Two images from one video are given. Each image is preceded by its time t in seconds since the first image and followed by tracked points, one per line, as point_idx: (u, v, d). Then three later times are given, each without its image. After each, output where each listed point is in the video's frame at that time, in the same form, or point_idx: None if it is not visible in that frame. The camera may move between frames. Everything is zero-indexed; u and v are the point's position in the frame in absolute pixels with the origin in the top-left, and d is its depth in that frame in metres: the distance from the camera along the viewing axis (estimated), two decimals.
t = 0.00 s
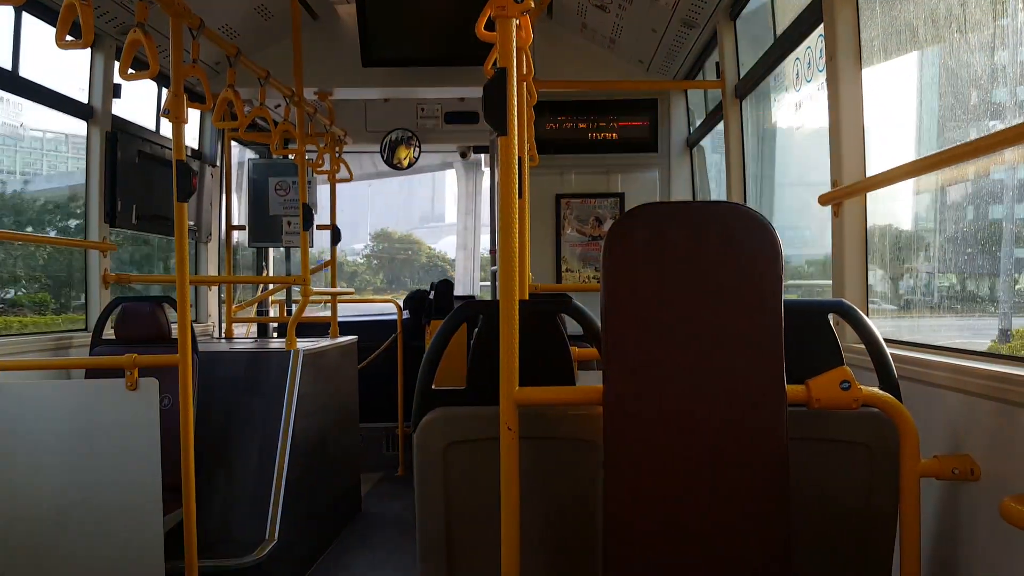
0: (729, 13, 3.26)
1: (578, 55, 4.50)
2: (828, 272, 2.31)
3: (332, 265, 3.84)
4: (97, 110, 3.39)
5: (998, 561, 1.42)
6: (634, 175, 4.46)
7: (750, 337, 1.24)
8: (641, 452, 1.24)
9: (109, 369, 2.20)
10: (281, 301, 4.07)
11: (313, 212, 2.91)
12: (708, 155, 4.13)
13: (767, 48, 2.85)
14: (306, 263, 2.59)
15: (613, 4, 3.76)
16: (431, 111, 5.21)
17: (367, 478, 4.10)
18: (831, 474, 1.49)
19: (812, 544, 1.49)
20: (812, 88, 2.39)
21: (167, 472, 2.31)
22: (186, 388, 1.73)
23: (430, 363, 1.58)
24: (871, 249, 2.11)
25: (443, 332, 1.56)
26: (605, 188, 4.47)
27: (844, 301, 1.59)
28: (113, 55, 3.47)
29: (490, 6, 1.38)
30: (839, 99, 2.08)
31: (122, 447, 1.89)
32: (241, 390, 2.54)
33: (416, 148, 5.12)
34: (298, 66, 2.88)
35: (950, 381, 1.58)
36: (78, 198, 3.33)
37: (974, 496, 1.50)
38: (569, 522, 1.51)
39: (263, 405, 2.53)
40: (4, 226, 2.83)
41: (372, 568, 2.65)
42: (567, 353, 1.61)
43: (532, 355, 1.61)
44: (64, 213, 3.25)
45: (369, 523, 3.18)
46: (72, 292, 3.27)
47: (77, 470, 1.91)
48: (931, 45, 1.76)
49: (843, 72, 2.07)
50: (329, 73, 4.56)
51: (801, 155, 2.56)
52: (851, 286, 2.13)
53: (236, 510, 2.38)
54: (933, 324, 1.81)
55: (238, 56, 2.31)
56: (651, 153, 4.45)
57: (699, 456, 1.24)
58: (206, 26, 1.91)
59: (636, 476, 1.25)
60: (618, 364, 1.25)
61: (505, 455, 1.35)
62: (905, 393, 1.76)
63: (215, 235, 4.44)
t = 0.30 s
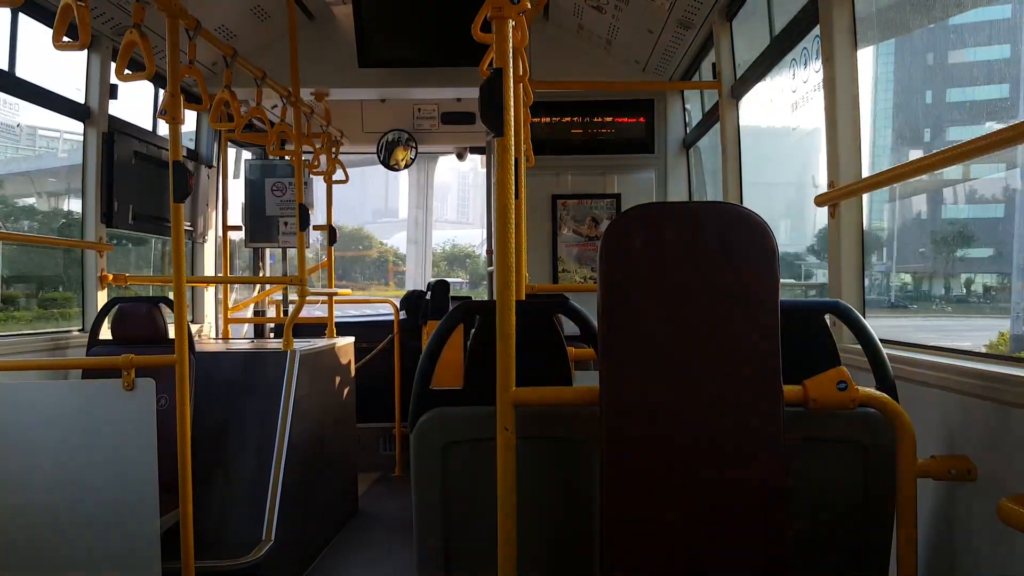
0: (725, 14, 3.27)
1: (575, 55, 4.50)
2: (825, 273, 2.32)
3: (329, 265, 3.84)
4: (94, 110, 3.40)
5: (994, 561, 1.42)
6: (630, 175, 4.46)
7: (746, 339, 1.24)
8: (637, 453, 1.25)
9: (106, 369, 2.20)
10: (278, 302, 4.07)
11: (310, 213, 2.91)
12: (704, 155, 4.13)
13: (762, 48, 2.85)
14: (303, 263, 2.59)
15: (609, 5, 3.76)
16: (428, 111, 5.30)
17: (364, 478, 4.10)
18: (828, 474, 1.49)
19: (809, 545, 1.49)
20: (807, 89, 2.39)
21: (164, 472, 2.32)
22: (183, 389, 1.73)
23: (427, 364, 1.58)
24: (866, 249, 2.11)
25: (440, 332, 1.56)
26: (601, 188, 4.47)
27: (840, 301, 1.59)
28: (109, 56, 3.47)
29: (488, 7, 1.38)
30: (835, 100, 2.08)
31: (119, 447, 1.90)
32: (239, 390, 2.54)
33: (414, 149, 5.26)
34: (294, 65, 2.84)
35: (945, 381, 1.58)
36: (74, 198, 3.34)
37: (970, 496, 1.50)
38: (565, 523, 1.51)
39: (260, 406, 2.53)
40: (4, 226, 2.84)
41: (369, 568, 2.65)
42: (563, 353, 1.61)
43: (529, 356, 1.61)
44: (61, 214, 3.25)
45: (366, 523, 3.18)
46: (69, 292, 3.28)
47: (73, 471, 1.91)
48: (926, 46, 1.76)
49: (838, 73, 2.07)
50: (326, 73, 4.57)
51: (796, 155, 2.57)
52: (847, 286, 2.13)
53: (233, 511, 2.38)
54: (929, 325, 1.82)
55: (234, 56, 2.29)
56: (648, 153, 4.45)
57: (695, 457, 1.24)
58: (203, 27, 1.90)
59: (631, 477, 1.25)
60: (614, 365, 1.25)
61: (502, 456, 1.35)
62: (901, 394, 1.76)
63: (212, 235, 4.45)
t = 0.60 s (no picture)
0: (725, 9, 3.26)
1: (574, 52, 4.49)
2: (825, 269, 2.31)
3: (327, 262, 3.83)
4: (92, 106, 3.40)
5: (993, 557, 1.42)
6: (629, 171, 4.45)
7: (745, 335, 1.24)
8: (636, 448, 1.25)
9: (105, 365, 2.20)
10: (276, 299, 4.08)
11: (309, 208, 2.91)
12: (703, 151, 4.12)
13: (762, 43, 2.84)
14: (301, 259, 2.58)
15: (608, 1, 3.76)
16: (426, 107, 5.28)
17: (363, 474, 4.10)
18: (827, 470, 1.49)
19: (808, 541, 1.49)
20: (807, 84, 2.38)
21: (163, 469, 2.32)
22: (182, 384, 1.73)
23: (425, 360, 1.58)
24: (865, 246, 2.11)
25: (439, 328, 1.56)
26: (599, 184, 4.48)
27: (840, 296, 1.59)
28: (108, 52, 3.47)
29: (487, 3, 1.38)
30: (834, 96, 2.07)
31: (118, 442, 1.89)
32: (237, 387, 2.54)
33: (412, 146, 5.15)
34: (292, 61, 2.83)
35: (945, 377, 1.58)
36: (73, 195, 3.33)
37: (969, 492, 1.50)
38: (565, 520, 1.51)
39: (259, 402, 2.53)
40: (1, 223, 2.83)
41: (366, 565, 2.64)
42: (562, 349, 1.61)
43: (529, 353, 1.61)
44: (60, 211, 3.24)
45: (364, 520, 3.18)
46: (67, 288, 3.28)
47: (73, 466, 1.92)
48: (926, 42, 1.76)
49: (837, 69, 2.06)
50: (324, 70, 4.56)
51: (795, 150, 2.56)
52: (846, 282, 2.13)
53: (232, 508, 2.38)
54: (928, 321, 1.82)
55: (232, 52, 2.29)
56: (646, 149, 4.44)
57: (693, 452, 1.24)
58: (201, 22, 1.91)
59: (630, 471, 1.25)
60: (613, 360, 1.25)
61: (501, 452, 1.36)
62: (900, 389, 1.76)
63: (210, 232, 4.45)
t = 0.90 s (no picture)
0: (720, 4, 3.26)
1: (571, 49, 4.50)
2: (821, 265, 2.31)
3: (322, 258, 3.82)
4: (89, 103, 3.41)
5: (990, 553, 1.42)
6: (625, 168, 4.44)
7: (741, 330, 1.24)
8: (631, 444, 1.25)
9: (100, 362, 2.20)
10: (271, 296, 4.08)
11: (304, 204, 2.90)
12: (699, 147, 4.11)
13: (756, 38, 2.84)
14: (297, 255, 2.58)
15: None
16: (422, 103, 5.21)
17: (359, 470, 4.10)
18: (823, 466, 1.49)
19: (804, 538, 1.49)
20: (802, 79, 2.37)
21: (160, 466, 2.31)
22: (177, 379, 1.73)
23: (421, 356, 1.57)
24: (862, 243, 2.11)
25: (435, 324, 1.55)
26: (594, 179, 4.48)
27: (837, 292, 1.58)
28: (103, 48, 3.47)
29: None
30: (830, 92, 2.07)
31: (114, 438, 1.89)
32: (234, 384, 2.54)
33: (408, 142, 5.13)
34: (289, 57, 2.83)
35: (941, 374, 1.57)
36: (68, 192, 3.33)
37: (965, 488, 1.50)
38: (562, 516, 1.51)
39: (255, 399, 2.52)
40: None
41: (362, 560, 2.64)
42: (558, 344, 1.60)
43: (525, 349, 1.61)
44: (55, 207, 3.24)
45: (360, 516, 3.17)
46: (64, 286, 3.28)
47: (69, 463, 1.91)
48: (921, 38, 1.75)
49: (833, 65, 2.06)
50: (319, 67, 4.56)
51: (790, 145, 2.55)
52: (842, 278, 2.13)
53: (229, 506, 2.37)
54: (925, 317, 1.82)
55: (228, 47, 2.29)
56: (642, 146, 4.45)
57: (688, 448, 1.24)
58: (197, 18, 1.90)
59: (625, 467, 1.25)
60: (608, 356, 1.25)
61: (497, 448, 1.35)
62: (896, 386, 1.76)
63: (206, 229, 4.44)
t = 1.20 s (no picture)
0: (714, 8, 3.26)
1: (566, 52, 4.50)
2: (815, 268, 2.31)
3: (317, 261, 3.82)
4: (83, 106, 3.40)
5: (982, 557, 1.42)
6: (620, 171, 4.45)
7: (734, 333, 1.24)
8: (624, 448, 1.24)
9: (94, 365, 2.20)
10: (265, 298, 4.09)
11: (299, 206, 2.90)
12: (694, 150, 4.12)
13: (751, 41, 2.84)
14: (292, 258, 2.58)
15: None
16: (416, 106, 5.21)
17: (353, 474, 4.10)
18: (816, 470, 1.49)
19: (798, 541, 1.49)
20: (798, 83, 2.37)
21: (155, 469, 2.31)
22: (171, 382, 1.73)
23: (415, 359, 1.57)
24: (856, 245, 2.11)
25: (429, 327, 1.54)
26: (589, 184, 4.47)
27: (831, 295, 1.58)
28: (98, 51, 3.47)
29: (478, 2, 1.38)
30: (825, 95, 2.07)
31: (108, 441, 1.89)
32: (229, 387, 2.54)
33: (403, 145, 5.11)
34: (283, 61, 2.82)
35: (935, 377, 1.57)
36: (63, 194, 3.33)
37: (958, 491, 1.50)
38: (555, 520, 1.51)
39: (250, 402, 2.52)
40: None
41: (356, 563, 2.64)
42: (552, 347, 1.60)
43: (519, 352, 1.61)
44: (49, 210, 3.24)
45: (355, 519, 3.17)
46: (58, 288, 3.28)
47: (63, 466, 1.91)
48: (916, 41, 1.75)
49: (828, 68, 2.06)
50: (314, 69, 4.56)
51: (786, 148, 2.55)
52: (836, 281, 2.13)
53: (224, 509, 2.37)
54: (920, 320, 1.82)
55: (223, 50, 2.29)
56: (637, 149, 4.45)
57: (681, 451, 1.24)
58: (192, 21, 1.90)
59: (619, 470, 1.25)
60: (602, 359, 1.25)
61: (491, 452, 1.35)
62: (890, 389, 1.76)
63: (201, 231, 4.44)
